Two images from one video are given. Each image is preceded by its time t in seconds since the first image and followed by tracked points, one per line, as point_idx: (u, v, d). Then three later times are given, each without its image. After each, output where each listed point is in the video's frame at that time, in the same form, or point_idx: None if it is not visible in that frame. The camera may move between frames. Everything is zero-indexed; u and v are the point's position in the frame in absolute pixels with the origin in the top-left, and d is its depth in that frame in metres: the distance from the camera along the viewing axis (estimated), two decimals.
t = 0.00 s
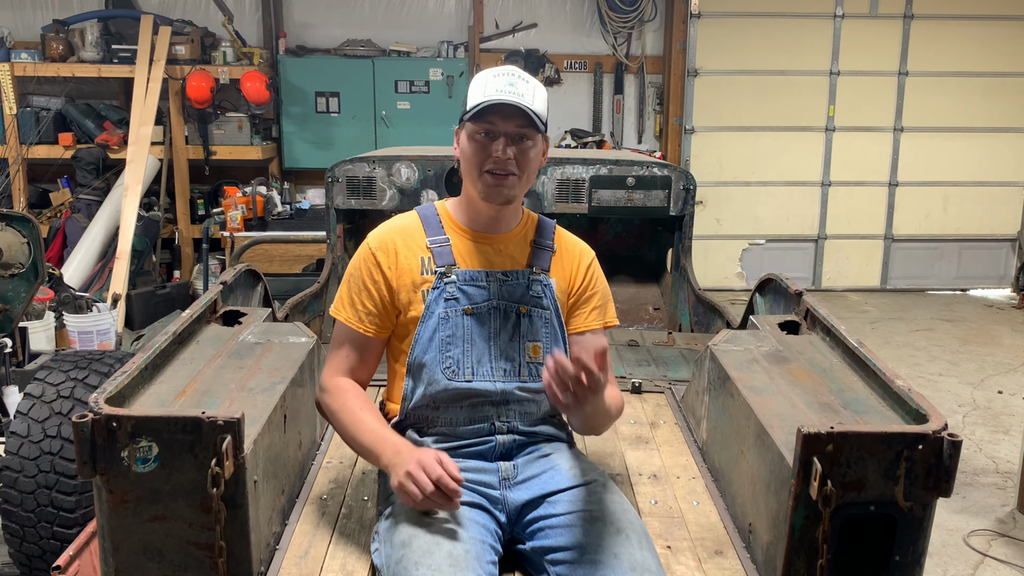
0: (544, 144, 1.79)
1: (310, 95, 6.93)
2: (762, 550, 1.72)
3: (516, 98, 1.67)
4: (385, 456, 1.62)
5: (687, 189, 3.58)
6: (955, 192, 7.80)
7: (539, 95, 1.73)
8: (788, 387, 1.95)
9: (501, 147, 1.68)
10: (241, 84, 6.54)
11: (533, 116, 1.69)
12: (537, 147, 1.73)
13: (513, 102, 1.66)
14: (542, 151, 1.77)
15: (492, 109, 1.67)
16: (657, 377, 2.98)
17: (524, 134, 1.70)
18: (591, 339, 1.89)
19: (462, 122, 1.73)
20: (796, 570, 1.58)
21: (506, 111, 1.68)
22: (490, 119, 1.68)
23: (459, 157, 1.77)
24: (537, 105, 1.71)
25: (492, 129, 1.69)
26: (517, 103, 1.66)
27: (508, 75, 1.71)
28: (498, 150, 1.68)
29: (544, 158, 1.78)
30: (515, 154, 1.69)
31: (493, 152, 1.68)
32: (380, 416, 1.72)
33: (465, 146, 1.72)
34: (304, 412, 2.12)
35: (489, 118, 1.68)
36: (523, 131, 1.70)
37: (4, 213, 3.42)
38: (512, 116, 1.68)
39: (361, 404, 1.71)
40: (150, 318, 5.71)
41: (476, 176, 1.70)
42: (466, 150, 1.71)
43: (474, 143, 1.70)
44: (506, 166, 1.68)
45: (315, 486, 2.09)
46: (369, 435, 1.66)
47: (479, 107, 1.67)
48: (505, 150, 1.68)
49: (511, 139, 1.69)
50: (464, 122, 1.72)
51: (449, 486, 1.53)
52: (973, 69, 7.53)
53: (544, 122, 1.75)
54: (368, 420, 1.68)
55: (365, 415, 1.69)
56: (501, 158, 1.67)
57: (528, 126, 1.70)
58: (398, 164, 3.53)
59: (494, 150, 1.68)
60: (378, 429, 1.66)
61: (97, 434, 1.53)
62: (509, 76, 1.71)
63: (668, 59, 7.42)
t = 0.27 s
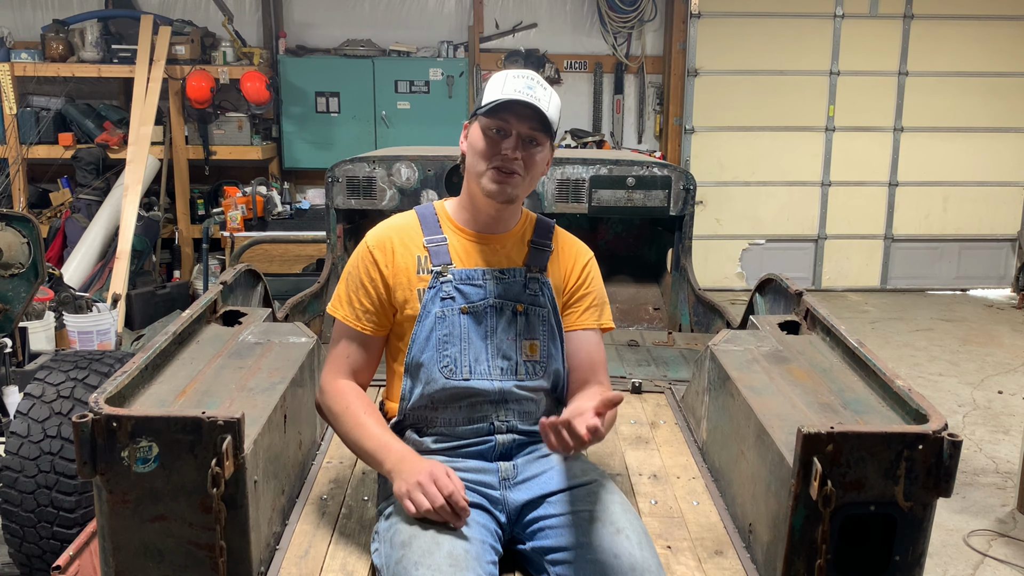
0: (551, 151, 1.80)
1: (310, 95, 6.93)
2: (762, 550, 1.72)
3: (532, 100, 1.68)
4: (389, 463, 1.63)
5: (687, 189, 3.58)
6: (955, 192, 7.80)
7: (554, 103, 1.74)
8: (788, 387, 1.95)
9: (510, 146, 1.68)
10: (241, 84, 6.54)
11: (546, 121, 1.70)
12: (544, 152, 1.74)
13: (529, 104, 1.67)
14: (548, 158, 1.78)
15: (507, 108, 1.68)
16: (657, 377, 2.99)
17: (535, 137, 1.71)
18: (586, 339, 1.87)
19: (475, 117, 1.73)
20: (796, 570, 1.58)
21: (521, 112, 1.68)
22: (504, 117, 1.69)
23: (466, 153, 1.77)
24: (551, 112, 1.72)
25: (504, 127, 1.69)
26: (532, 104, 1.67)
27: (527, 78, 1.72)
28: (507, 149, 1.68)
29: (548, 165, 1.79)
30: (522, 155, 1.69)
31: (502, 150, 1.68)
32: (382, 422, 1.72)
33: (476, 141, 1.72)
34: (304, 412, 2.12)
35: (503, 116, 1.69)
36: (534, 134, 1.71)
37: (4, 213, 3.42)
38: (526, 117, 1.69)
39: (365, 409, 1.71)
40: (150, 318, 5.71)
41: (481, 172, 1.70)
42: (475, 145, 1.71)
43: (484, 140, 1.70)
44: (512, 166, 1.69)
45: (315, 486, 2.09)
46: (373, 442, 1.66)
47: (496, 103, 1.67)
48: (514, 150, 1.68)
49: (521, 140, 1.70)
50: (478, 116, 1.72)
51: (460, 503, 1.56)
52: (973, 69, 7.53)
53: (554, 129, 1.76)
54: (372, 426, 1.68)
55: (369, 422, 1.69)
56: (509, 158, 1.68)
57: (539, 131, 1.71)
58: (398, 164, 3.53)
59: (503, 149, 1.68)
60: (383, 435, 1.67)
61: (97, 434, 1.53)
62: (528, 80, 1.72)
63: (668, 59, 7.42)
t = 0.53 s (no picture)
0: (551, 149, 1.80)
1: (310, 95, 6.93)
2: (762, 550, 1.71)
3: (531, 98, 1.67)
4: (389, 465, 1.63)
5: (687, 189, 3.58)
6: (955, 192, 7.80)
7: (553, 100, 1.74)
8: (788, 387, 1.95)
9: (510, 146, 1.68)
10: (241, 84, 6.53)
11: (546, 119, 1.70)
12: (544, 150, 1.73)
13: (527, 102, 1.67)
14: (549, 157, 1.78)
15: (506, 107, 1.67)
16: (657, 377, 2.98)
17: (534, 136, 1.71)
18: (584, 340, 1.87)
19: (474, 117, 1.73)
20: (796, 570, 1.58)
21: (519, 111, 1.68)
22: (503, 117, 1.68)
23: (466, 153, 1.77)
24: (550, 110, 1.72)
25: (504, 127, 1.69)
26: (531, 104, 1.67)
27: (525, 77, 1.72)
28: (507, 150, 1.68)
29: (549, 163, 1.79)
30: (523, 155, 1.69)
31: (501, 150, 1.68)
32: (382, 423, 1.72)
33: (475, 141, 1.71)
34: (304, 412, 2.12)
35: (502, 115, 1.68)
36: (534, 133, 1.71)
37: (4, 213, 3.42)
38: (525, 116, 1.69)
39: (364, 410, 1.71)
40: (150, 318, 5.71)
41: (482, 173, 1.69)
42: (475, 146, 1.71)
43: (484, 140, 1.69)
44: (512, 166, 1.68)
45: (315, 486, 2.09)
46: (373, 443, 1.66)
47: (494, 103, 1.67)
48: (514, 150, 1.68)
49: (521, 139, 1.70)
50: (476, 116, 1.72)
51: (460, 506, 1.56)
52: (973, 70, 7.53)
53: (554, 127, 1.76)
54: (372, 428, 1.68)
55: (370, 425, 1.69)
56: (508, 158, 1.68)
57: (539, 129, 1.71)
58: (398, 164, 3.53)
59: (502, 149, 1.68)
60: (383, 437, 1.67)
61: (97, 434, 1.52)
62: (526, 78, 1.72)
63: (668, 59, 7.42)
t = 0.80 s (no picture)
0: (549, 149, 1.79)
1: (310, 95, 6.93)
2: (762, 550, 1.72)
3: (526, 99, 1.67)
4: (389, 466, 1.63)
5: (687, 189, 3.58)
6: (955, 192, 7.80)
7: (550, 100, 1.74)
8: (788, 387, 1.95)
9: (507, 148, 1.68)
10: (241, 84, 6.53)
11: (542, 120, 1.69)
12: (542, 151, 1.73)
13: (523, 103, 1.67)
14: (547, 156, 1.77)
15: (502, 109, 1.67)
16: (657, 377, 2.98)
17: (531, 137, 1.71)
18: (583, 340, 1.87)
19: (471, 119, 1.72)
20: (797, 571, 1.58)
21: (515, 112, 1.68)
22: (499, 118, 1.68)
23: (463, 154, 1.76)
24: (547, 109, 1.72)
25: (500, 128, 1.68)
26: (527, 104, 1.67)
27: (520, 77, 1.72)
28: (504, 151, 1.68)
29: (547, 163, 1.79)
30: (520, 156, 1.69)
31: (499, 151, 1.68)
32: (382, 423, 1.72)
33: (472, 143, 1.71)
34: (304, 412, 2.12)
35: (499, 117, 1.68)
36: (531, 134, 1.70)
37: (4, 213, 3.42)
38: (522, 117, 1.69)
39: (365, 410, 1.71)
40: (150, 318, 5.71)
41: (480, 175, 1.69)
42: (472, 148, 1.71)
43: (481, 142, 1.69)
44: (510, 167, 1.68)
45: (315, 486, 2.09)
46: (372, 444, 1.66)
47: (489, 105, 1.67)
48: (511, 151, 1.68)
49: (518, 140, 1.70)
50: (472, 119, 1.72)
51: (460, 506, 1.56)
52: (973, 70, 7.53)
53: (551, 126, 1.76)
54: (372, 428, 1.68)
55: (370, 426, 1.68)
56: (506, 159, 1.68)
57: (536, 129, 1.70)
58: (398, 164, 3.53)
59: (500, 150, 1.68)
60: (383, 437, 1.67)
61: (97, 434, 1.52)
62: (522, 78, 1.71)
63: (668, 59, 7.42)
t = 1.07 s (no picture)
0: (551, 148, 1.79)
1: (310, 95, 6.93)
2: (762, 550, 1.71)
3: (527, 100, 1.67)
4: (389, 466, 1.62)
5: (687, 189, 3.58)
6: (955, 192, 7.80)
7: (550, 100, 1.73)
8: (788, 387, 1.95)
9: (509, 149, 1.68)
10: (241, 84, 6.53)
11: (544, 120, 1.69)
12: (544, 151, 1.73)
13: (524, 104, 1.66)
14: (548, 157, 1.77)
15: (503, 110, 1.67)
16: (657, 377, 2.98)
17: (533, 137, 1.71)
18: (583, 340, 1.87)
19: (472, 121, 1.72)
20: (796, 571, 1.58)
21: (517, 113, 1.68)
22: (501, 120, 1.68)
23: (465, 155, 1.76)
24: (548, 109, 1.71)
25: (502, 129, 1.68)
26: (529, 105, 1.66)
27: (521, 77, 1.71)
28: (507, 152, 1.68)
29: (549, 162, 1.79)
30: (522, 157, 1.69)
31: (501, 153, 1.68)
32: (383, 423, 1.72)
33: (473, 145, 1.71)
34: (304, 412, 2.12)
35: (500, 118, 1.68)
36: (533, 135, 1.70)
37: (4, 213, 3.42)
38: (523, 118, 1.68)
39: (366, 410, 1.71)
40: (150, 318, 5.70)
41: (482, 177, 1.70)
42: (474, 149, 1.71)
43: (483, 143, 1.69)
44: (512, 169, 1.68)
45: (315, 486, 2.08)
46: (372, 443, 1.66)
47: (490, 106, 1.66)
48: (514, 152, 1.68)
49: (519, 141, 1.69)
50: (474, 120, 1.71)
51: (460, 506, 1.56)
52: (973, 70, 7.53)
53: (552, 126, 1.75)
54: (372, 428, 1.68)
55: (370, 426, 1.68)
56: (508, 160, 1.68)
57: (537, 130, 1.70)
58: (399, 164, 3.53)
59: (502, 152, 1.68)
60: (383, 437, 1.66)
61: (97, 434, 1.52)
62: (523, 79, 1.71)
63: (668, 58, 7.42)
